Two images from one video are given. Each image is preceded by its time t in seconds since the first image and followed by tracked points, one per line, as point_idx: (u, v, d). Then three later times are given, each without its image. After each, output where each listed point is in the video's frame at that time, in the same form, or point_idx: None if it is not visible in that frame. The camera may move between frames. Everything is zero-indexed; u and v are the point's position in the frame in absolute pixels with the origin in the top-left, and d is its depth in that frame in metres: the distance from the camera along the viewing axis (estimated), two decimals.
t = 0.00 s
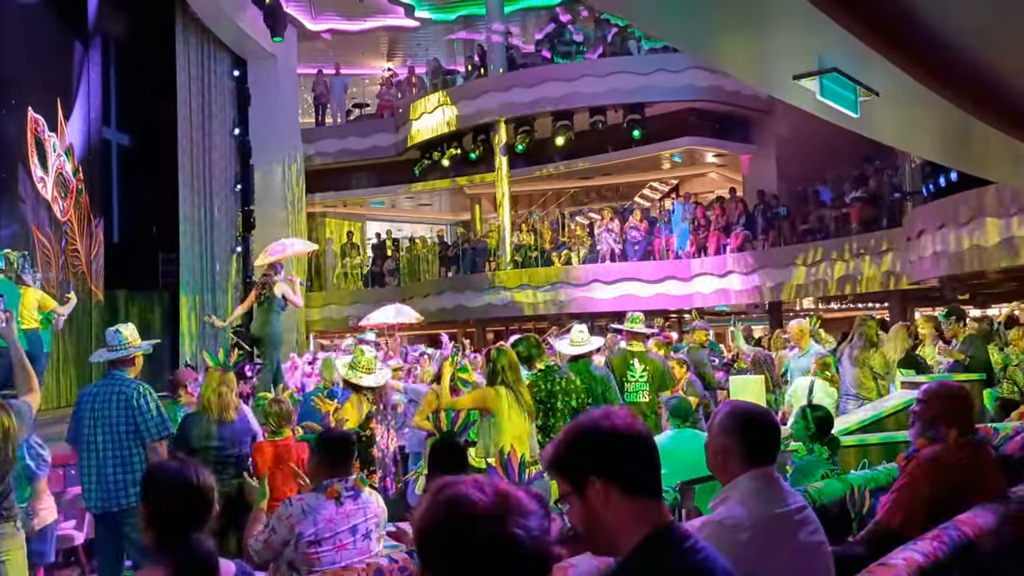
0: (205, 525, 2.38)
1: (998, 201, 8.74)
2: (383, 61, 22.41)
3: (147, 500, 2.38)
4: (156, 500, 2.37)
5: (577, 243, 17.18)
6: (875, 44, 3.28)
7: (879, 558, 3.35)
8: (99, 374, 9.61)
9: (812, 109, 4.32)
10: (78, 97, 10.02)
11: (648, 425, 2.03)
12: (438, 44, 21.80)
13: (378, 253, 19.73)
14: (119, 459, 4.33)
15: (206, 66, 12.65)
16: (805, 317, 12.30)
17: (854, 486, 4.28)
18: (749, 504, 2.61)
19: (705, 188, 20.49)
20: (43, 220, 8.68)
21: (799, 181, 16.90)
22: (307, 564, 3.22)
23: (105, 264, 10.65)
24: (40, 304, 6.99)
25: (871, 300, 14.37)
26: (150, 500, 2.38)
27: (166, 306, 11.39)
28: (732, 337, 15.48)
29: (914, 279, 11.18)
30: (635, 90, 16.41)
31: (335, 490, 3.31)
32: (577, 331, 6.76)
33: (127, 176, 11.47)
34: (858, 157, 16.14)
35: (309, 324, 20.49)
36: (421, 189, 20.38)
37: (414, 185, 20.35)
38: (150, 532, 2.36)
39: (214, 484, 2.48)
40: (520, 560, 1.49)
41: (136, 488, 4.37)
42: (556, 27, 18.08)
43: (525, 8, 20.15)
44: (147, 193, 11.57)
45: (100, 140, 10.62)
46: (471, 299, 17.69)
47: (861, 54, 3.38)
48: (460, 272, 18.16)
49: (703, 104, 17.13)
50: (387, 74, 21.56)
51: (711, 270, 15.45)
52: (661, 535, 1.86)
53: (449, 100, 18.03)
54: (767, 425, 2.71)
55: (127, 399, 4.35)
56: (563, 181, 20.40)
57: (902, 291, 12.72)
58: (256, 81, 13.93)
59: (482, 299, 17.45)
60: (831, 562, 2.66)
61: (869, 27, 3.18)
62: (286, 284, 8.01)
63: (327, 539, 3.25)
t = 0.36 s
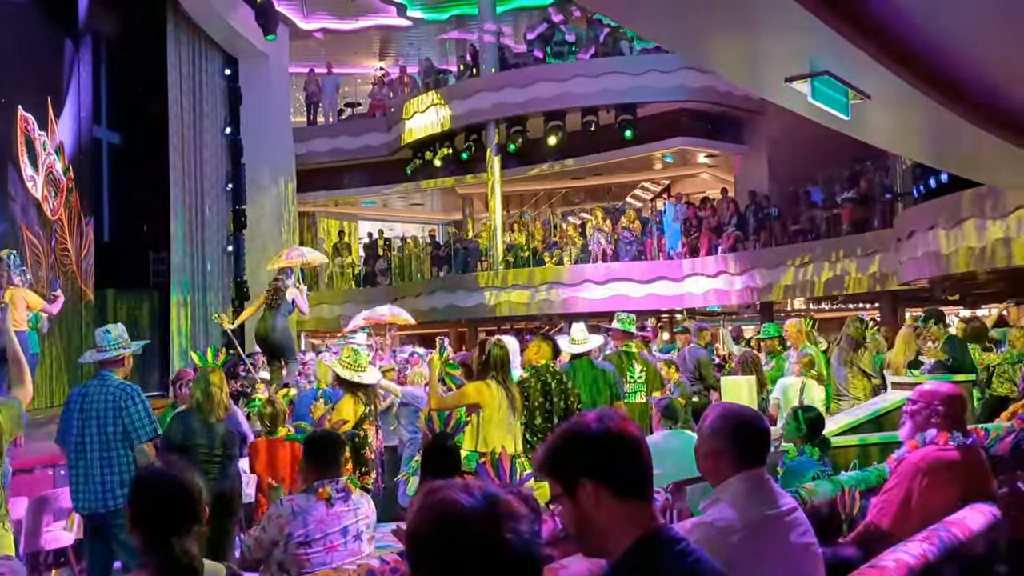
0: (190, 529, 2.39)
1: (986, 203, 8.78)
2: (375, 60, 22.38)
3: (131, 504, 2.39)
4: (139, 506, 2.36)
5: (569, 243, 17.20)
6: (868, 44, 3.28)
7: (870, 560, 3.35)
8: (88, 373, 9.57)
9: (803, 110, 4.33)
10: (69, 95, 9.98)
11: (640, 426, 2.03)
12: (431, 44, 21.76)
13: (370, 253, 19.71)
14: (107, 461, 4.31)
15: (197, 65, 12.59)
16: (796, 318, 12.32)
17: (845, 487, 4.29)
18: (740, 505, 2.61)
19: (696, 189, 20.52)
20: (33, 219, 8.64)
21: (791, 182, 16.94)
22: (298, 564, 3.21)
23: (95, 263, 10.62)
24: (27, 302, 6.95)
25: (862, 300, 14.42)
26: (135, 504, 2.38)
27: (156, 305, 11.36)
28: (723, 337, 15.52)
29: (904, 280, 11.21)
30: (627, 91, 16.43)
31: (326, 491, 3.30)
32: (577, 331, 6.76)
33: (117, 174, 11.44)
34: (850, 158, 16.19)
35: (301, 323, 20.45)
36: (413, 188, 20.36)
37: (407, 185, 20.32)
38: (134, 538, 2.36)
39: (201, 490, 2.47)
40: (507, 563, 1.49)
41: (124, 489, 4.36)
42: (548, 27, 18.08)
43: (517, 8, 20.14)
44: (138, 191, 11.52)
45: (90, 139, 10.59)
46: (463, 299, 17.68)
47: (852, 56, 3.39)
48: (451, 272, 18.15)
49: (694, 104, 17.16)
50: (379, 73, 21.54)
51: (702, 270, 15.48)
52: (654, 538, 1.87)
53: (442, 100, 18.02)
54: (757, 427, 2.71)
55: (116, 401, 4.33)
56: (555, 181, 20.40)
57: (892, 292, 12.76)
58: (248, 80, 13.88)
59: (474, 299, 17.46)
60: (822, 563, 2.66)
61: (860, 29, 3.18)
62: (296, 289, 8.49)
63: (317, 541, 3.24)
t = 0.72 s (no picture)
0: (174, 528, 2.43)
1: (979, 202, 8.81)
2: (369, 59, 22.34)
3: (121, 501, 2.44)
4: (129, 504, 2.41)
5: (562, 242, 17.22)
6: (864, 42, 3.28)
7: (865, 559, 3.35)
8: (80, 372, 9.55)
9: (799, 108, 4.32)
10: (62, 93, 9.94)
11: (638, 423, 2.03)
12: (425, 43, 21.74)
13: (363, 252, 19.70)
14: (98, 459, 4.28)
15: (191, 63, 12.55)
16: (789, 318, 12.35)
17: (839, 487, 4.29)
18: (734, 503, 2.61)
19: (690, 188, 20.53)
20: (26, 217, 8.61)
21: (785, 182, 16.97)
22: (291, 563, 3.21)
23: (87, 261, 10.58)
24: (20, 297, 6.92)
25: (855, 300, 14.45)
26: (124, 504, 2.43)
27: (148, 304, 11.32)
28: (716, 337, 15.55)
29: (897, 280, 11.24)
30: (622, 90, 16.43)
31: (318, 490, 3.30)
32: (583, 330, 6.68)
33: (110, 172, 11.40)
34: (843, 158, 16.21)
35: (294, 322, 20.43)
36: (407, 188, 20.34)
37: (401, 184, 20.31)
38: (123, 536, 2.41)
39: (189, 491, 2.51)
40: (499, 560, 1.48)
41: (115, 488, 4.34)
42: (542, 26, 18.08)
43: (512, 7, 20.14)
44: (131, 190, 11.48)
45: (83, 137, 10.55)
46: (457, 298, 17.67)
47: (847, 53, 3.38)
48: (445, 271, 18.15)
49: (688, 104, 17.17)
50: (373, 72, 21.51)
51: (696, 270, 15.51)
52: (650, 535, 1.86)
53: (437, 99, 18.00)
54: (752, 424, 2.71)
55: (107, 399, 4.31)
56: (549, 181, 20.40)
57: (886, 292, 12.79)
58: (241, 78, 13.84)
59: (467, 298, 17.48)
60: (816, 561, 2.67)
61: (857, 27, 3.17)
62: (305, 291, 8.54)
63: (310, 539, 3.24)
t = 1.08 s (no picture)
0: (173, 525, 2.45)
1: (975, 201, 8.82)
2: (365, 58, 22.30)
3: (119, 499, 2.44)
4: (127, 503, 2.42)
5: (558, 242, 17.20)
6: (862, 38, 3.27)
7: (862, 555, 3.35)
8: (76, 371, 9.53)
9: (797, 105, 4.31)
10: (57, 92, 9.92)
11: (637, 420, 2.02)
12: (422, 42, 21.70)
13: (360, 251, 19.69)
14: (95, 458, 4.28)
15: (187, 61, 12.53)
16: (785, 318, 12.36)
17: (834, 486, 4.30)
18: (731, 501, 2.61)
19: (687, 188, 20.54)
20: (20, 216, 8.58)
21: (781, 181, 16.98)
22: (288, 561, 3.20)
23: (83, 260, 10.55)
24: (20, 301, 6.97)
25: (851, 300, 14.48)
26: (123, 503, 2.43)
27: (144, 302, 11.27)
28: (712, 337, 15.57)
29: (893, 279, 11.28)
30: (618, 89, 16.42)
31: (316, 488, 3.30)
32: (579, 329, 6.71)
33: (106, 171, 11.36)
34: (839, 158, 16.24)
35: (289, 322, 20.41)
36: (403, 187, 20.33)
37: (396, 183, 20.28)
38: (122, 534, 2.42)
39: (188, 492, 2.52)
40: (497, 557, 1.48)
41: (112, 486, 4.33)
42: (538, 25, 18.08)
43: (508, 6, 20.13)
44: (127, 188, 11.45)
45: (79, 136, 10.52)
46: (453, 298, 17.67)
47: (844, 52, 3.39)
48: (441, 271, 18.16)
49: (685, 104, 17.18)
50: (369, 71, 21.48)
51: (692, 270, 15.53)
52: (648, 532, 1.86)
53: (433, 98, 17.97)
54: (753, 422, 2.72)
55: (104, 397, 4.30)
56: (545, 180, 20.42)
57: (882, 292, 12.81)
58: (237, 76, 13.81)
59: (463, 298, 17.46)
60: (812, 558, 2.68)
61: (855, 22, 3.16)
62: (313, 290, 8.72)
63: (307, 537, 3.22)
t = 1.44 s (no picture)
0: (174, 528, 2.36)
1: (974, 201, 8.82)
2: (363, 57, 22.29)
3: (123, 499, 2.37)
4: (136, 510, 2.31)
5: (557, 242, 17.21)
6: (860, 37, 3.27)
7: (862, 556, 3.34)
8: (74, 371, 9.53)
9: (796, 106, 4.32)
10: (55, 91, 9.91)
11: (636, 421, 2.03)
12: (420, 42, 21.67)
13: (358, 251, 19.69)
14: (94, 457, 4.28)
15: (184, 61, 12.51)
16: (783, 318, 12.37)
17: (833, 485, 4.31)
18: (731, 501, 2.61)
19: (685, 188, 20.54)
20: (19, 215, 8.57)
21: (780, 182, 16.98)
22: (290, 561, 3.21)
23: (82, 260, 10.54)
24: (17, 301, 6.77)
25: (848, 300, 14.50)
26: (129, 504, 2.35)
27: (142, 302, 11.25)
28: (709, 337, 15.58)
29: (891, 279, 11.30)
30: (617, 89, 16.43)
31: (316, 488, 3.29)
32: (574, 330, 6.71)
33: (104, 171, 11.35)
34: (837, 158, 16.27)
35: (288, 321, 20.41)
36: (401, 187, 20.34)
37: (395, 183, 20.26)
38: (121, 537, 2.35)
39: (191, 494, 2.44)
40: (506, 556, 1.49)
41: (111, 485, 4.33)
42: (537, 25, 18.09)
43: (506, 6, 20.12)
44: (125, 188, 11.44)
45: (77, 136, 10.51)
46: (452, 298, 17.68)
47: (844, 52, 3.41)
48: (439, 270, 18.18)
49: (683, 104, 17.20)
50: (368, 71, 21.47)
51: (690, 269, 15.55)
52: (648, 534, 1.87)
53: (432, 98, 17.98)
54: (752, 421, 2.71)
55: (102, 395, 4.29)
56: (543, 180, 20.43)
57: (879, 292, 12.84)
58: (236, 76, 13.81)
59: (462, 298, 17.48)
60: (812, 559, 2.69)
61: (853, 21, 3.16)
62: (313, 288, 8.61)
63: (307, 538, 3.23)
